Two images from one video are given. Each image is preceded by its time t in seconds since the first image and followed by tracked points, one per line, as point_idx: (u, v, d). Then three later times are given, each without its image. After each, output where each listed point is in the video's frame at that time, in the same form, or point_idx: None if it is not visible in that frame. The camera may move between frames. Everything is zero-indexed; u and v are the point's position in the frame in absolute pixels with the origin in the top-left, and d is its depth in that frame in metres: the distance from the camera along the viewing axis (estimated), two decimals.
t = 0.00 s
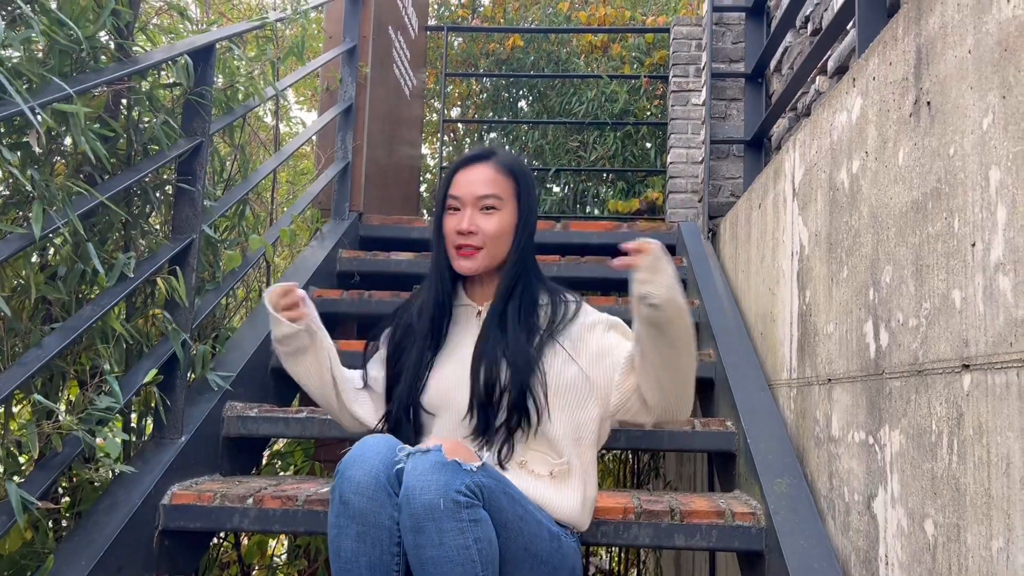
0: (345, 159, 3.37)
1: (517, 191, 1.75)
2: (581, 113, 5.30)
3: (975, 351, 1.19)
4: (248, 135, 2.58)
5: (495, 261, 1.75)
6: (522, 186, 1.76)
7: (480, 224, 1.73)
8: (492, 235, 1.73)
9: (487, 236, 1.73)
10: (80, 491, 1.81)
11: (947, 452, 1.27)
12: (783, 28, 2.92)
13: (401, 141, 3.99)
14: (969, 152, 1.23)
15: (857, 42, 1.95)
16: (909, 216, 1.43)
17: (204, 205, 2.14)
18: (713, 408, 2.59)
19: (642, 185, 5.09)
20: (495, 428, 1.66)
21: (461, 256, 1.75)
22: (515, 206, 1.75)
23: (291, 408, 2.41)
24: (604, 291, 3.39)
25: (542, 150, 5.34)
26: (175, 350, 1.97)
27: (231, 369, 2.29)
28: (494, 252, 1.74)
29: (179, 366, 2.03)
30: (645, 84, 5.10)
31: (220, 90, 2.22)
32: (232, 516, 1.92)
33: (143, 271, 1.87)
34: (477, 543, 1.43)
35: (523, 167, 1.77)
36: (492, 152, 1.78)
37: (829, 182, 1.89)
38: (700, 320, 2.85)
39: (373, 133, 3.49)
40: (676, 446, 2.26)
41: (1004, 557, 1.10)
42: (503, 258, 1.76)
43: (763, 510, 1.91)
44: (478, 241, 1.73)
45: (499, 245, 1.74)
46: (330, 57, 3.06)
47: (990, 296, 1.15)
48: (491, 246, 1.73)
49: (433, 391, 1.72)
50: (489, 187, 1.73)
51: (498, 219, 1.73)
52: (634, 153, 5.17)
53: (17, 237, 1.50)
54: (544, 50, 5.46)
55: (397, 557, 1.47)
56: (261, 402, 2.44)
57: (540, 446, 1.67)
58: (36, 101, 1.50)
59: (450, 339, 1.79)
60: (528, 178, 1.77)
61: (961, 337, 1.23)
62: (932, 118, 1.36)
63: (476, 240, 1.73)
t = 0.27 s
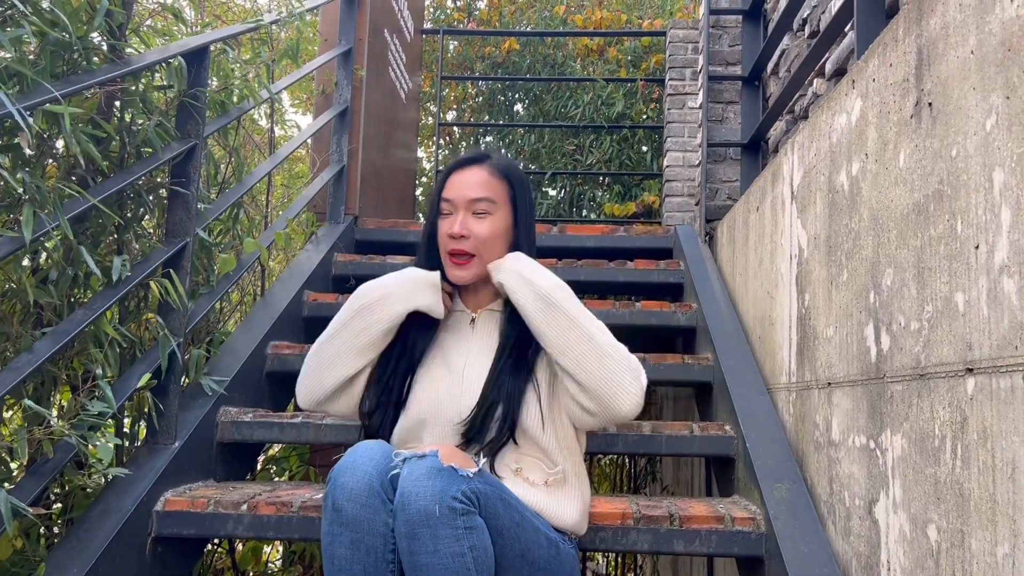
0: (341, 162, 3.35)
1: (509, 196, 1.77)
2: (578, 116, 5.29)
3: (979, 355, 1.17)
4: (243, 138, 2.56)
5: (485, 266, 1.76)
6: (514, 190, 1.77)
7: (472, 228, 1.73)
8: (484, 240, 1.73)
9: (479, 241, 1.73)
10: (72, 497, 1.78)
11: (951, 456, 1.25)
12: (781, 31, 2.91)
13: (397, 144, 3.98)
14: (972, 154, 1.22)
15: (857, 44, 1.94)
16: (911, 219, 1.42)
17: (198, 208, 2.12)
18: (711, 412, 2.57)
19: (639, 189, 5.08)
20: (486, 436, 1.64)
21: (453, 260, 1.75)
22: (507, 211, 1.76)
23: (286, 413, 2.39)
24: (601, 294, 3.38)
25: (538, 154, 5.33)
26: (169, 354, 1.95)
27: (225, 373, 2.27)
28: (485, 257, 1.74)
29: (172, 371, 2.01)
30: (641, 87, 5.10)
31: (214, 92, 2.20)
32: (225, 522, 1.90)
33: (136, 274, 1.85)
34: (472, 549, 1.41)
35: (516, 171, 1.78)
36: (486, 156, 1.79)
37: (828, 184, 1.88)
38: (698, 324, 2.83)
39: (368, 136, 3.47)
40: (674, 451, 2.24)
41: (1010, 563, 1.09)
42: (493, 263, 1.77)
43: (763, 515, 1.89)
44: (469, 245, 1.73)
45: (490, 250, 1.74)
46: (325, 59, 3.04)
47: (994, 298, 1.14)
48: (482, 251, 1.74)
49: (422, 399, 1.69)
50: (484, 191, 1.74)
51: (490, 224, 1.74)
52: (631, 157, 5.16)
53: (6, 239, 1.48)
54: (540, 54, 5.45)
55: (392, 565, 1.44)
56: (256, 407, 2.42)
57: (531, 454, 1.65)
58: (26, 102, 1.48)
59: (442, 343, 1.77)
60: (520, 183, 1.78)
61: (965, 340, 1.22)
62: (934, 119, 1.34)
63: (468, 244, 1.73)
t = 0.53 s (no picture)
0: (335, 165, 3.33)
1: (496, 213, 1.69)
2: (573, 120, 5.28)
3: (981, 360, 1.16)
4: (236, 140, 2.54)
5: (482, 288, 1.70)
6: (502, 206, 1.70)
7: (463, 254, 1.67)
8: (477, 264, 1.67)
9: (472, 266, 1.67)
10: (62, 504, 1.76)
11: (951, 462, 1.24)
12: (777, 33, 2.90)
13: (392, 147, 3.96)
14: (972, 156, 1.20)
15: (854, 46, 1.92)
16: (910, 222, 1.41)
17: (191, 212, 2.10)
18: (708, 416, 2.56)
19: (634, 192, 5.07)
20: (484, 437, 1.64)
21: (450, 286, 1.71)
22: (496, 230, 1.69)
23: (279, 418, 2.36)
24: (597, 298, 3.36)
25: (533, 157, 5.32)
26: (160, 359, 1.93)
27: (217, 378, 2.24)
28: (481, 280, 1.69)
29: (164, 376, 1.99)
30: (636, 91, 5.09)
31: (207, 94, 2.19)
32: (217, 528, 1.88)
33: (127, 278, 1.83)
34: (468, 557, 1.39)
35: (501, 186, 1.70)
36: (468, 175, 1.70)
37: (826, 188, 1.86)
38: (695, 328, 2.81)
39: (363, 139, 3.45)
40: (670, 456, 2.23)
41: (1013, 571, 1.07)
42: (490, 282, 1.71)
43: (760, 521, 1.88)
44: (463, 272, 1.68)
45: (485, 273, 1.69)
46: (319, 62, 3.02)
47: (996, 303, 1.12)
48: (477, 275, 1.68)
49: (419, 399, 1.66)
50: (469, 216, 1.67)
51: (480, 248, 1.68)
52: (626, 161, 5.15)
53: None
54: (536, 57, 5.44)
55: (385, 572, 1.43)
56: (249, 412, 2.40)
57: (528, 456, 1.67)
58: (15, 103, 1.46)
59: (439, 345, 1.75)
60: (506, 198, 1.70)
61: (966, 345, 1.20)
62: (933, 121, 1.33)
63: (460, 271, 1.68)
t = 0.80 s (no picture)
0: (332, 167, 3.32)
1: (497, 201, 1.70)
2: (570, 123, 5.28)
3: (981, 362, 1.15)
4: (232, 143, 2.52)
5: (478, 275, 1.69)
6: (503, 194, 1.70)
7: (460, 237, 1.67)
8: (473, 248, 1.67)
9: (468, 250, 1.67)
10: (55, 509, 1.75)
11: (952, 466, 1.23)
12: (774, 36, 2.90)
13: (388, 150, 3.95)
14: (973, 158, 1.20)
15: (852, 49, 1.92)
16: (909, 224, 1.40)
17: (186, 214, 2.08)
18: (706, 420, 2.55)
19: (631, 195, 5.06)
20: (482, 442, 1.61)
21: (444, 272, 1.70)
22: (495, 216, 1.69)
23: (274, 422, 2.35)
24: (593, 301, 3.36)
25: (530, 160, 5.31)
26: (154, 363, 1.91)
27: (212, 382, 2.23)
28: (476, 266, 1.68)
29: (158, 379, 1.97)
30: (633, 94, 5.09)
31: (203, 96, 2.17)
32: (212, 533, 1.86)
33: (121, 280, 1.82)
34: (468, 562, 1.38)
35: (503, 174, 1.71)
36: (469, 161, 1.72)
37: (824, 190, 1.86)
38: (692, 330, 2.81)
39: (359, 141, 3.45)
40: (668, 460, 2.22)
41: None
42: (486, 271, 1.70)
43: (759, 525, 1.87)
44: (458, 255, 1.67)
45: (481, 258, 1.68)
46: (315, 64, 3.01)
47: (997, 305, 1.12)
48: (472, 260, 1.68)
49: (418, 401, 1.66)
50: (468, 199, 1.68)
51: (478, 232, 1.67)
52: (622, 163, 5.15)
53: None
54: (532, 60, 5.44)
55: None
56: (244, 416, 2.38)
57: (528, 463, 1.63)
58: (8, 104, 1.44)
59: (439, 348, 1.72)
60: (509, 187, 1.71)
61: (966, 347, 1.20)
62: (932, 123, 1.33)
63: (456, 254, 1.67)
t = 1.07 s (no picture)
0: (328, 171, 3.31)
1: (488, 202, 1.72)
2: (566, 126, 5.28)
3: (980, 368, 1.15)
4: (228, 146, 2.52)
5: (471, 274, 1.70)
6: (493, 196, 1.73)
7: (453, 236, 1.69)
8: (466, 247, 1.68)
9: (461, 248, 1.68)
10: (49, 514, 1.74)
11: (950, 472, 1.23)
12: (771, 40, 2.90)
13: (385, 153, 3.95)
14: (971, 163, 1.19)
15: (849, 53, 1.92)
16: (907, 229, 1.40)
17: (181, 218, 2.07)
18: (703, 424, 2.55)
19: (627, 199, 5.07)
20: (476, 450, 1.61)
21: (437, 271, 1.71)
22: (486, 217, 1.71)
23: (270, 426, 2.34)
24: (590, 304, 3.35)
25: (526, 163, 5.31)
26: (150, 367, 1.90)
27: (208, 387, 2.22)
28: (470, 264, 1.70)
29: (153, 384, 1.96)
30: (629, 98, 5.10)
31: (198, 100, 2.17)
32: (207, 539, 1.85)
33: (117, 285, 1.81)
34: (463, 570, 1.37)
35: (492, 176, 1.74)
36: (460, 162, 1.74)
37: (821, 194, 1.85)
38: (689, 334, 2.80)
39: (356, 145, 3.44)
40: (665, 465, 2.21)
41: None
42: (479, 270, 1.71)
43: (757, 530, 1.86)
44: (452, 254, 1.69)
45: (474, 257, 1.69)
46: (312, 67, 3.01)
47: (995, 311, 1.11)
48: (465, 259, 1.69)
49: (415, 408, 1.66)
50: (461, 198, 1.70)
51: (471, 230, 1.69)
52: (619, 167, 5.15)
53: None
54: (529, 63, 5.44)
55: None
56: (239, 421, 2.37)
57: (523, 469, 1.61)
58: (1, 108, 1.43)
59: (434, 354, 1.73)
60: (498, 190, 1.74)
61: (964, 353, 1.19)
62: (930, 128, 1.32)
63: (450, 252, 1.69)
